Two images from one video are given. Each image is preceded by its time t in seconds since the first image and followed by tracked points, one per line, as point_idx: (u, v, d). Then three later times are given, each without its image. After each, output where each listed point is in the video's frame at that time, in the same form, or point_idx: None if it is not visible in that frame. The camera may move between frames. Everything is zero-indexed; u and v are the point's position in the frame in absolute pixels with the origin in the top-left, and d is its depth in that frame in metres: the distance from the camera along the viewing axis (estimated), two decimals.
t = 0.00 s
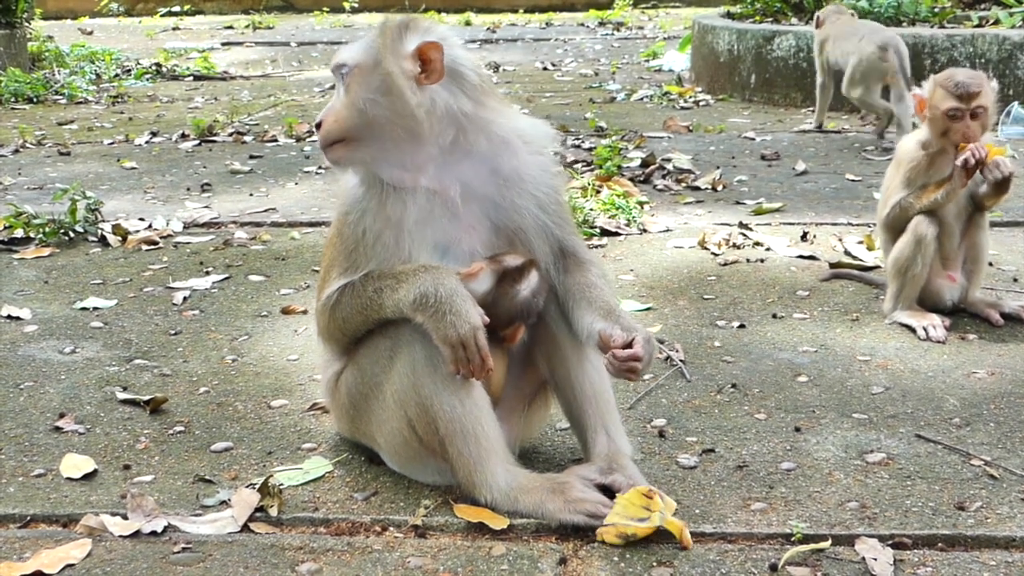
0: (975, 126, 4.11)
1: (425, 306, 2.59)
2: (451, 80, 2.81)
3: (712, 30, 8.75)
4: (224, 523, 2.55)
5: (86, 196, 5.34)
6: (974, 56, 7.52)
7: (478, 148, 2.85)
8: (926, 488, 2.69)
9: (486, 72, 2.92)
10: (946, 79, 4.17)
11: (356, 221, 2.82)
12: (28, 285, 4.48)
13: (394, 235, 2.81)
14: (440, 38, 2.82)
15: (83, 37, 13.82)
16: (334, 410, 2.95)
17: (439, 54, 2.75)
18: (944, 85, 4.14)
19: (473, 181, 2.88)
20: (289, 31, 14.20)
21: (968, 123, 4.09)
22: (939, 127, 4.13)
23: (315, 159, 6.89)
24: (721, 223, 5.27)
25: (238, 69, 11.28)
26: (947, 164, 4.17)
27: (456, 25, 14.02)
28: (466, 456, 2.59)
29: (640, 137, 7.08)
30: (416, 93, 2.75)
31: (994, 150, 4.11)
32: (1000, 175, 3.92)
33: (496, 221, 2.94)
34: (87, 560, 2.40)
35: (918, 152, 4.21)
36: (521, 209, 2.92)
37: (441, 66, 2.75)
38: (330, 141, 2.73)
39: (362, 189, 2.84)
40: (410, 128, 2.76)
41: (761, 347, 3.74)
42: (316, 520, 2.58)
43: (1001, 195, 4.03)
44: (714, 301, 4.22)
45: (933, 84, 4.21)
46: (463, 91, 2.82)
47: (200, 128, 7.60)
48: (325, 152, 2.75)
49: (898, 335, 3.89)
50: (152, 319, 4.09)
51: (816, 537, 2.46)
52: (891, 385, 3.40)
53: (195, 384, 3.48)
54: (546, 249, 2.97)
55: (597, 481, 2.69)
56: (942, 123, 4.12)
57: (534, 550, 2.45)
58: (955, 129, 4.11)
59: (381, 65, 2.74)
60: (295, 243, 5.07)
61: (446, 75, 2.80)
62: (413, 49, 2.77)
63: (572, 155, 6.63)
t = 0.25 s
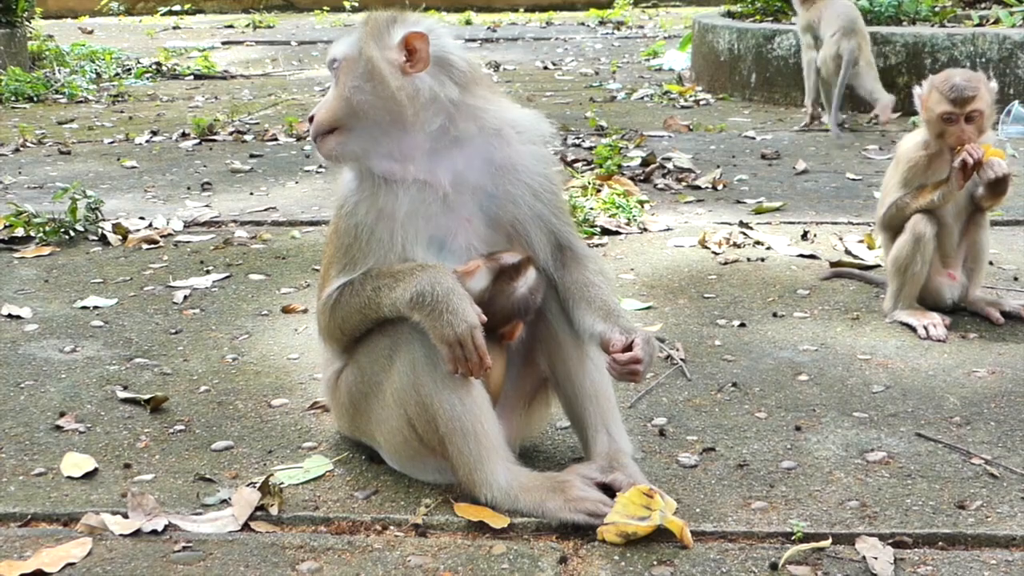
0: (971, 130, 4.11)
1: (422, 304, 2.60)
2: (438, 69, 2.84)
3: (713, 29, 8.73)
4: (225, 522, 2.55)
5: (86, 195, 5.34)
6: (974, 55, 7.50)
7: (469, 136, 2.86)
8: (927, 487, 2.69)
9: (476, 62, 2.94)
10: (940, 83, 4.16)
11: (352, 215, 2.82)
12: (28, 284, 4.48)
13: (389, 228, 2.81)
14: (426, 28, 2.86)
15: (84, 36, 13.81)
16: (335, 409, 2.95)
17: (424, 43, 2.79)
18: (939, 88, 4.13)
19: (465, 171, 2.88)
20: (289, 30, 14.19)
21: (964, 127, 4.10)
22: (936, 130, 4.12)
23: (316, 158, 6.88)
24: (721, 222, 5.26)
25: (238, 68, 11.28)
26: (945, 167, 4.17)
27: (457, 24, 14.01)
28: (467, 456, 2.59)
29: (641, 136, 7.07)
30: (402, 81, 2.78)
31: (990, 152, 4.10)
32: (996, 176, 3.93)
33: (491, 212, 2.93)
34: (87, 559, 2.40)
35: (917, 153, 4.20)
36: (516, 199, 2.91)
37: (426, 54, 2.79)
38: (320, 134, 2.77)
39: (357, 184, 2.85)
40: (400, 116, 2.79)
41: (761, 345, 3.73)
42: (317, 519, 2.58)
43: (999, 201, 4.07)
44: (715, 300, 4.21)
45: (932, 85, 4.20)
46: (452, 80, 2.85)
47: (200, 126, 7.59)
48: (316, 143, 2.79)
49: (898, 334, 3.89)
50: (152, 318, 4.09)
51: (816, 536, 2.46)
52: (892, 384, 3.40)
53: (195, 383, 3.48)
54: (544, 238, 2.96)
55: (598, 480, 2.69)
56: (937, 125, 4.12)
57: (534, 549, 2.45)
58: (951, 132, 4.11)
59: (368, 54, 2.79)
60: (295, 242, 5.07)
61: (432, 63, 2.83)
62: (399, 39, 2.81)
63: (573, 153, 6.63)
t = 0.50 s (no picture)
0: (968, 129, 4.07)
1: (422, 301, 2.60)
2: (449, 69, 2.85)
3: (712, 27, 8.69)
4: (226, 521, 2.56)
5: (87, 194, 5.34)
6: (974, 54, 7.55)
7: (473, 138, 2.88)
8: (927, 486, 2.69)
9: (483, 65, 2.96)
10: (939, 82, 4.12)
11: (352, 212, 2.82)
12: (29, 283, 4.48)
13: (388, 227, 2.81)
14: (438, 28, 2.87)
15: (84, 35, 13.81)
16: (335, 409, 2.96)
17: (438, 43, 2.80)
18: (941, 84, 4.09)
19: (466, 170, 2.90)
20: (290, 29, 14.19)
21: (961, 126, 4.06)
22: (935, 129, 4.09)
23: (316, 157, 6.88)
24: (721, 221, 5.26)
25: (239, 66, 11.27)
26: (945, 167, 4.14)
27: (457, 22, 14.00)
28: (467, 455, 2.59)
29: (641, 135, 7.07)
30: (416, 81, 2.79)
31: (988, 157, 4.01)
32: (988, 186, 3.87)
33: (490, 214, 2.94)
34: (88, 558, 2.40)
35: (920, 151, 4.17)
36: (517, 201, 2.92)
37: (440, 54, 2.80)
38: (327, 127, 2.76)
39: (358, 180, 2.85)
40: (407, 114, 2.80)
41: (761, 345, 3.73)
42: (317, 518, 2.58)
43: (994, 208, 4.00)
44: (715, 299, 4.21)
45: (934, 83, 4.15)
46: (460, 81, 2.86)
47: (201, 125, 7.59)
48: (322, 135, 2.78)
49: (899, 333, 3.89)
50: (153, 317, 4.09)
51: (817, 534, 2.46)
52: (892, 383, 3.40)
53: (196, 382, 3.48)
54: (543, 241, 2.97)
55: (599, 479, 2.69)
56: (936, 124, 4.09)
57: (534, 548, 2.45)
58: (948, 130, 4.07)
59: (380, 50, 2.79)
60: (295, 241, 5.07)
61: (445, 63, 2.84)
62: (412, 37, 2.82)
63: (573, 152, 6.62)
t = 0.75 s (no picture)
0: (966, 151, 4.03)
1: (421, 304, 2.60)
2: (459, 77, 2.85)
3: (712, 27, 8.70)
4: (225, 520, 2.55)
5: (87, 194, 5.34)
6: (975, 54, 7.55)
7: (478, 145, 2.88)
8: (927, 485, 2.69)
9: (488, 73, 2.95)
10: (936, 97, 4.04)
11: (355, 214, 2.82)
12: (28, 282, 4.48)
13: (391, 229, 2.82)
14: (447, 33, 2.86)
15: (84, 35, 13.80)
16: (335, 408, 2.96)
17: (449, 49, 2.78)
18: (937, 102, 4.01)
19: (470, 176, 2.89)
20: (289, 29, 14.19)
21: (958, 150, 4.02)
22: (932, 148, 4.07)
23: (316, 157, 6.88)
24: (721, 221, 5.26)
25: (238, 66, 11.27)
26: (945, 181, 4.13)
27: (458, 22, 14.00)
28: (466, 454, 2.59)
29: (641, 135, 7.07)
30: (428, 88, 2.78)
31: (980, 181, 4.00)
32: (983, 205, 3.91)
33: (490, 217, 2.95)
34: (87, 558, 2.40)
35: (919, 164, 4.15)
36: (519, 208, 2.92)
37: (450, 61, 2.79)
38: (335, 134, 2.76)
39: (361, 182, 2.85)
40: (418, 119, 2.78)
41: (761, 344, 3.73)
42: (317, 518, 2.57)
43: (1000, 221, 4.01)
44: (715, 299, 4.21)
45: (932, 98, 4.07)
46: (468, 87, 2.85)
47: (200, 125, 7.59)
48: (331, 139, 2.77)
49: (900, 332, 3.88)
50: (152, 317, 4.09)
51: (817, 534, 2.46)
52: (892, 382, 3.40)
53: (195, 382, 3.48)
54: (544, 248, 2.95)
55: (599, 479, 2.69)
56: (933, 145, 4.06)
57: (534, 547, 2.45)
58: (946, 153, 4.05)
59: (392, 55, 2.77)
60: (295, 241, 5.07)
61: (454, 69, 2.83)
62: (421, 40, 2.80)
63: (573, 152, 6.62)
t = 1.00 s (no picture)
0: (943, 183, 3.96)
1: (421, 307, 2.61)
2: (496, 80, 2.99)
3: (713, 27, 8.72)
4: (225, 520, 2.55)
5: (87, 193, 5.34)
6: (975, 53, 7.47)
7: (488, 151, 2.95)
8: (927, 485, 2.69)
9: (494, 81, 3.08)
10: (918, 125, 3.97)
11: (357, 214, 2.83)
12: (28, 282, 4.48)
13: (392, 230, 2.84)
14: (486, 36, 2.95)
15: (84, 34, 13.78)
16: (335, 408, 2.96)
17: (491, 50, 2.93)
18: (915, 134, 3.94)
19: (477, 181, 2.93)
20: (289, 28, 14.17)
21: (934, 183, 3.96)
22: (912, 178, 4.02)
23: (316, 156, 6.87)
24: (722, 221, 5.26)
25: (238, 66, 11.26)
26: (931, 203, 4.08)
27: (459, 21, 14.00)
28: (465, 454, 2.59)
29: (641, 134, 7.06)
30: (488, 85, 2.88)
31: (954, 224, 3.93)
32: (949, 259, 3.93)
33: (488, 222, 2.98)
34: (87, 557, 2.40)
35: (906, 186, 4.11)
36: (518, 214, 2.95)
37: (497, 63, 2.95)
38: (386, 122, 2.71)
39: (376, 180, 2.84)
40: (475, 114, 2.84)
41: (762, 344, 3.73)
42: (317, 517, 2.57)
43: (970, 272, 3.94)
44: (715, 299, 4.21)
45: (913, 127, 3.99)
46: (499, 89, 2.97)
47: (200, 124, 7.58)
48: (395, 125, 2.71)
49: (900, 331, 3.88)
50: (152, 317, 4.09)
51: (817, 534, 2.46)
52: (892, 382, 3.40)
53: (195, 381, 3.48)
54: (542, 253, 2.97)
55: (599, 478, 2.68)
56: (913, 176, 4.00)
57: (534, 547, 2.45)
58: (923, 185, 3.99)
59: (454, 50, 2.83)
60: (295, 240, 5.07)
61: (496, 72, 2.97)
62: (473, 38, 2.89)
63: (573, 152, 6.62)
